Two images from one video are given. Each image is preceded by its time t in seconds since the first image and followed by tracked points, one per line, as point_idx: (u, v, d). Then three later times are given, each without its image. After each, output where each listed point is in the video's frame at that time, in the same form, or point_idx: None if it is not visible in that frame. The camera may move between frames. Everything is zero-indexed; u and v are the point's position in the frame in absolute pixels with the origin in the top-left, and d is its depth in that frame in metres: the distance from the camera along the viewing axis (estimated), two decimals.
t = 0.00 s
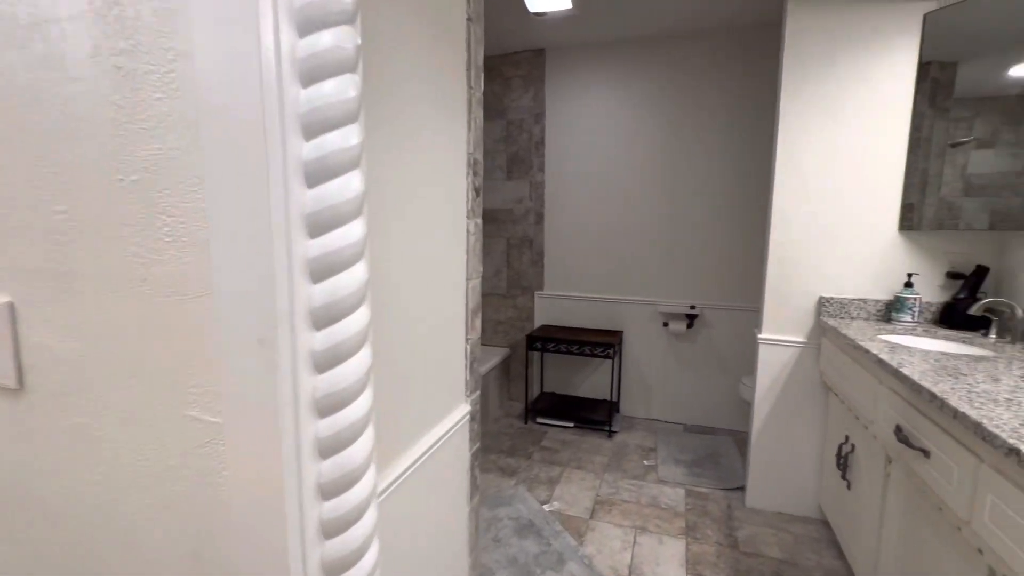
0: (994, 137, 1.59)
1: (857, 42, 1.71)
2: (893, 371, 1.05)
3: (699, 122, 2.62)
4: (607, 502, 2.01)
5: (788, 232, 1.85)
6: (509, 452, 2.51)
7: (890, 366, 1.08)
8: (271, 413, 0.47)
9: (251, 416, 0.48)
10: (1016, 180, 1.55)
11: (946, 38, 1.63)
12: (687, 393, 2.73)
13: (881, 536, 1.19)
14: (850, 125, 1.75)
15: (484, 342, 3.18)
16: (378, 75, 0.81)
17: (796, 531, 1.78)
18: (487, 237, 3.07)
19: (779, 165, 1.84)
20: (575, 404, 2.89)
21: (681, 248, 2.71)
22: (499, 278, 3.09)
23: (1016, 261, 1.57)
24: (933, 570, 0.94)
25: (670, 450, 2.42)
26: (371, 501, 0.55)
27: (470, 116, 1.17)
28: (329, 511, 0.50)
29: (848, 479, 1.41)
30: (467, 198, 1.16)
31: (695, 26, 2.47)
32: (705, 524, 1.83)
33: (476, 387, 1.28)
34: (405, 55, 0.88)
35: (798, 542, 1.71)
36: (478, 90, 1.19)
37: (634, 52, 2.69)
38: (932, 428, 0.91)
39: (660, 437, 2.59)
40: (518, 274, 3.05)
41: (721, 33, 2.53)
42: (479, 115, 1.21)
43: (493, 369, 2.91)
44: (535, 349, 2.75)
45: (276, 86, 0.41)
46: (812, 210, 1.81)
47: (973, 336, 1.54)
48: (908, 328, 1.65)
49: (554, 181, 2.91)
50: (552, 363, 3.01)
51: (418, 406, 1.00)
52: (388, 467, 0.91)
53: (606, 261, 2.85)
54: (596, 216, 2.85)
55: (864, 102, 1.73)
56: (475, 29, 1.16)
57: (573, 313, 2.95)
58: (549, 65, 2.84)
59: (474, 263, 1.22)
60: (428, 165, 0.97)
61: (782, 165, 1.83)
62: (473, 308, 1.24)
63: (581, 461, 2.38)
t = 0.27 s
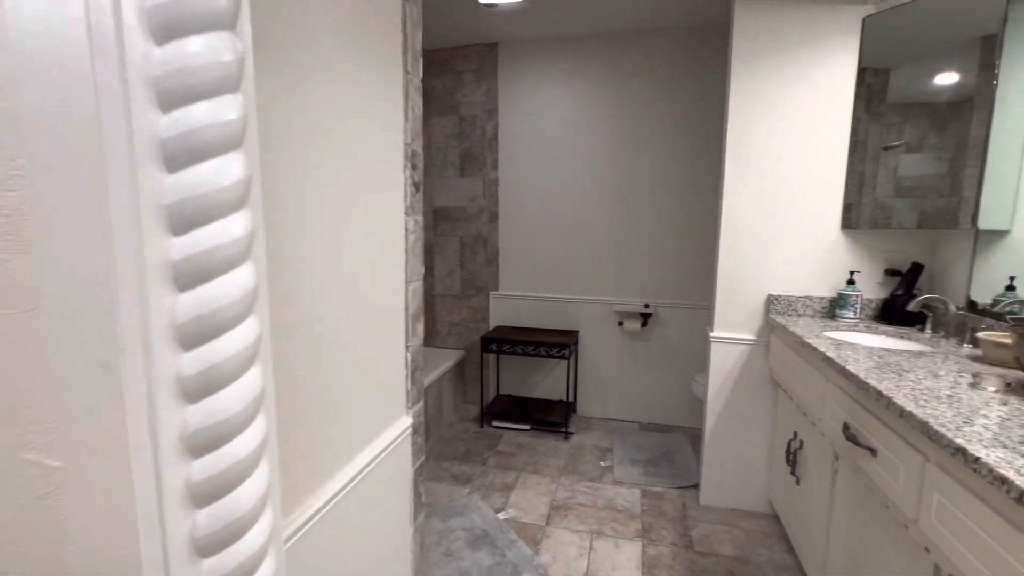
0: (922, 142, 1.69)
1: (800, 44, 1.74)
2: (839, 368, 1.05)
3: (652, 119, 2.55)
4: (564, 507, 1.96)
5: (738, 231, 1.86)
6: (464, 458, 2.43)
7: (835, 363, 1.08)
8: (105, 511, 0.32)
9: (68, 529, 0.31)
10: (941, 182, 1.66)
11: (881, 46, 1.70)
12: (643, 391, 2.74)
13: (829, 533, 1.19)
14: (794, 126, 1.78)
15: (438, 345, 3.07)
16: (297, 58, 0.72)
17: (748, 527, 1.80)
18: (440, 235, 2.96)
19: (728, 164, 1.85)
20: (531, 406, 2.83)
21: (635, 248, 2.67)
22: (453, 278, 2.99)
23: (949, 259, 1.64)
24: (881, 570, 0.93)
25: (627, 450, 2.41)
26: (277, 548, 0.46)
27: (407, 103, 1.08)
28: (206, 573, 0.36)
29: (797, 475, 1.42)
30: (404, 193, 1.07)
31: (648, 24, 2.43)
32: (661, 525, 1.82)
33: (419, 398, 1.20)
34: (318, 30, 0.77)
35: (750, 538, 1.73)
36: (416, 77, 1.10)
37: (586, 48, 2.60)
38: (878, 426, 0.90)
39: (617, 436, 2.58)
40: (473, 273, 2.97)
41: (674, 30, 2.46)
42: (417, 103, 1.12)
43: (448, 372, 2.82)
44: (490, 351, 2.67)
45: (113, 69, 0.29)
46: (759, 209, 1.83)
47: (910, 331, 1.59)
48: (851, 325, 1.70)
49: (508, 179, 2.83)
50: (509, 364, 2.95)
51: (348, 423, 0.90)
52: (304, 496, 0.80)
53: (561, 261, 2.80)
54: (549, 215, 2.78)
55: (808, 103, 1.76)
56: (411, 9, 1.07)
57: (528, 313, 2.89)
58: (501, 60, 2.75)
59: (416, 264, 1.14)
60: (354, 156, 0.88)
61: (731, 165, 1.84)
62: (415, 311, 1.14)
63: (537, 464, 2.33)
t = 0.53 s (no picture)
0: (859, 145, 1.75)
1: (750, 46, 1.76)
2: (793, 367, 1.05)
3: (607, 118, 2.54)
4: (522, 515, 1.90)
5: (691, 231, 1.87)
6: (418, 467, 2.32)
7: (788, 362, 1.08)
8: None
9: None
10: (876, 184, 1.73)
11: (827, 51, 1.73)
12: (601, 391, 2.73)
13: (785, 531, 1.19)
14: (745, 127, 1.80)
15: (391, 349, 2.94)
16: (195, 28, 0.61)
17: (705, 526, 1.81)
18: (391, 235, 2.83)
19: (682, 165, 1.85)
20: (489, 409, 2.75)
21: (591, 248, 2.65)
22: (406, 280, 2.86)
23: (892, 258, 1.70)
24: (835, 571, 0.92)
25: (586, 452, 2.39)
26: None
27: (343, 89, 1.00)
28: None
29: (752, 473, 1.43)
30: (342, 188, 1.00)
31: (602, 22, 2.40)
32: (620, 528, 1.80)
33: (360, 414, 1.12)
34: None
35: (707, 537, 1.73)
36: (353, 60, 1.03)
37: (540, 44, 2.55)
38: (831, 425, 0.90)
39: (576, 437, 2.56)
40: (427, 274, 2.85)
41: (629, 28, 2.45)
42: (355, 87, 1.05)
43: (401, 378, 2.70)
44: (445, 354, 2.57)
45: None
46: (712, 209, 1.85)
47: (856, 328, 1.64)
48: (801, 322, 1.73)
49: (462, 176, 2.73)
50: (465, 367, 2.86)
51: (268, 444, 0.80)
52: (203, 541, 0.67)
53: (518, 261, 2.74)
54: (505, 214, 2.71)
55: (758, 105, 1.78)
56: None
57: (484, 314, 2.81)
58: (454, 54, 2.64)
59: (354, 266, 1.06)
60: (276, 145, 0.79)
61: (686, 165, 1.85)
62: (353, 319, 1.07)
63: (495, 470, 2.26)
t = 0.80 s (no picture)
0: (803, 148, 1.82)
1: (706, 48, 1.78)
2: (754, 367, 1.05)
3: (565, 117, 2.51)
4: (484, 523, 1.84)
5: (650, 230, 1.87)
6: (374, 478, 2.20)
7: (749, 361, 1.08)
8: None
9: None
10: (819, 185, 1.80)
11: (775, 56, 1.78)
12: (562, 392, 2.71)
13: (746, 530, 1.19)
14: (701, 128, 1.82)
15: (344, 354, 2.79)
16: None
17: (666, 525, 1.81)
18: (343, 234, 2.69)
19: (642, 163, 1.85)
20: (448, 414, 2.67)
21: (550, 248, 2.62)
22: (359, 281, 2.72)
23: (840, 257, 1.77)
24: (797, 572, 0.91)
25: (548, 454, 2.35)
26: None
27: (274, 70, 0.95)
28: None
29: (714, 471, 1.43)
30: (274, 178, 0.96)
31: (562, 19, 2.36)
32: (584, 531, 1.77)
33: (303, 430, 1.08)
34: None
35: (669, 536, 1.74)
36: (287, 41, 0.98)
37: (499, 39, 2.48)
38: (794, 425, 0.89)
39: (538, 440, 2.52)
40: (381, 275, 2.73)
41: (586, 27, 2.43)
42: (291, 69, 1.00)
43: (355, 384, 2.56)
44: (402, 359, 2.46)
45: None
46: (670, 209, 1.86)
47: (810, 325, 1.69)
48: (757, 320, 1.76)
49: (418, 173, 2.62)
50: (424, 371, 2.76)
51: (186, 461, 0.74)
52: (96, 575, 0.60)
53: (476, 261, 2.66)
54: (463, 213, 2.63)
55: (714, 107, 1.80)
56: None
57: (442, 316, 2.72)
58: (408, 46, 2.53)
59: (290, 265, 1.02)
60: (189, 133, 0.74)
61: (645, 165, 1.84)
62: (294, 326, 1.04)
63: (455, 478, 2.18)
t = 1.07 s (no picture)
0: (752, 150, 1.86)
1: (665, 50, 1.79)
2: (719, 366, 1.05)
3: (525, 115, 2.47)
4: (447, 533, 1.77)
5: (612, 229, 1.87)
6: (328, 490, 2.08)
7: (714, 360, 1.08)
8: None
9: None
10: (768, 186, 1.86)
11: (730, 59, 1.81)
12: (524, 394, 2.67)
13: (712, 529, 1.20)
14: (661, 129, 1.83)
15: (295, 360, 2.63)
16: None
17: (630, 524, 1.82)
18: (292, 234, 2.53)
19: (603, 162, 1.84)
20: (407, 420, 2.57)
21: (512, 247, 2.57)
22: (312, 283, 2.57)
23: (793, 255, 1.83)
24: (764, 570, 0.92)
25: (511, 458, 2.31)
26: None
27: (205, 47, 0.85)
28: None
29: (678, 470, 1.45)
30: (207, 172, 0.86)
31: (522, 15, 2.31)
32: (549, 536, 1.74)
33: (243, 450, 0.98)
34: None
35: (634, 536, 1.74)
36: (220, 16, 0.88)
37: (457, 32, 2.40)
38: (760, 425, 0.90)
39: (501, 443, 2.48)
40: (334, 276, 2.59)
41: (546, 23, 2.39)
42: (223, 47, 0.89)
43: (308, 392, 2.41)
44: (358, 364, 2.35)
45: None
46: (632, 209, 1.86)
47: (767, 322, 1.73)
48: (717, 318, 1.79)
49: (373, 169, 2.50)
50: (381, 376, 2.65)
51: (109, 499, 0.64)
52: None
53: (436, 261, 2.58)
54: (422, 212, 2.54)
55: (674, 108, 1.82)
56: None
57: (400, 318, 2.62)
58: (361, 36, 2.40)
59: (224, 269, 0.91)
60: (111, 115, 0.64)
61: (607, 164, 1.84)
62: (232, 336, 0.94)
63: (416, 487, 2.09)
